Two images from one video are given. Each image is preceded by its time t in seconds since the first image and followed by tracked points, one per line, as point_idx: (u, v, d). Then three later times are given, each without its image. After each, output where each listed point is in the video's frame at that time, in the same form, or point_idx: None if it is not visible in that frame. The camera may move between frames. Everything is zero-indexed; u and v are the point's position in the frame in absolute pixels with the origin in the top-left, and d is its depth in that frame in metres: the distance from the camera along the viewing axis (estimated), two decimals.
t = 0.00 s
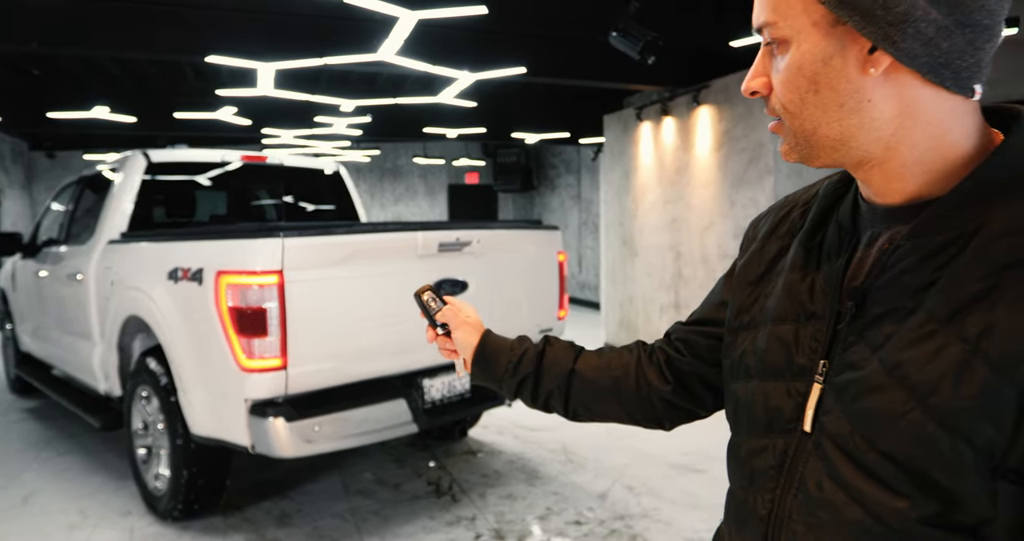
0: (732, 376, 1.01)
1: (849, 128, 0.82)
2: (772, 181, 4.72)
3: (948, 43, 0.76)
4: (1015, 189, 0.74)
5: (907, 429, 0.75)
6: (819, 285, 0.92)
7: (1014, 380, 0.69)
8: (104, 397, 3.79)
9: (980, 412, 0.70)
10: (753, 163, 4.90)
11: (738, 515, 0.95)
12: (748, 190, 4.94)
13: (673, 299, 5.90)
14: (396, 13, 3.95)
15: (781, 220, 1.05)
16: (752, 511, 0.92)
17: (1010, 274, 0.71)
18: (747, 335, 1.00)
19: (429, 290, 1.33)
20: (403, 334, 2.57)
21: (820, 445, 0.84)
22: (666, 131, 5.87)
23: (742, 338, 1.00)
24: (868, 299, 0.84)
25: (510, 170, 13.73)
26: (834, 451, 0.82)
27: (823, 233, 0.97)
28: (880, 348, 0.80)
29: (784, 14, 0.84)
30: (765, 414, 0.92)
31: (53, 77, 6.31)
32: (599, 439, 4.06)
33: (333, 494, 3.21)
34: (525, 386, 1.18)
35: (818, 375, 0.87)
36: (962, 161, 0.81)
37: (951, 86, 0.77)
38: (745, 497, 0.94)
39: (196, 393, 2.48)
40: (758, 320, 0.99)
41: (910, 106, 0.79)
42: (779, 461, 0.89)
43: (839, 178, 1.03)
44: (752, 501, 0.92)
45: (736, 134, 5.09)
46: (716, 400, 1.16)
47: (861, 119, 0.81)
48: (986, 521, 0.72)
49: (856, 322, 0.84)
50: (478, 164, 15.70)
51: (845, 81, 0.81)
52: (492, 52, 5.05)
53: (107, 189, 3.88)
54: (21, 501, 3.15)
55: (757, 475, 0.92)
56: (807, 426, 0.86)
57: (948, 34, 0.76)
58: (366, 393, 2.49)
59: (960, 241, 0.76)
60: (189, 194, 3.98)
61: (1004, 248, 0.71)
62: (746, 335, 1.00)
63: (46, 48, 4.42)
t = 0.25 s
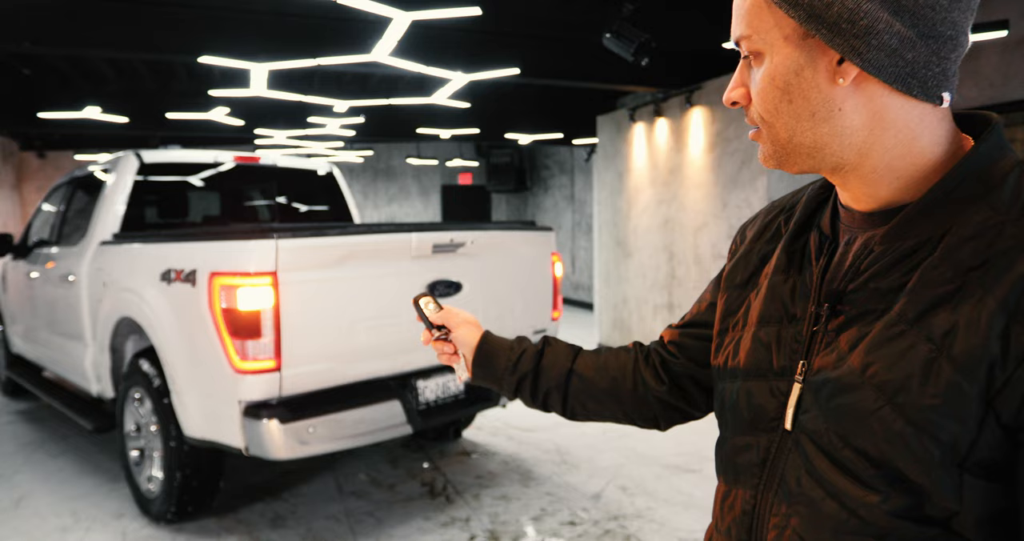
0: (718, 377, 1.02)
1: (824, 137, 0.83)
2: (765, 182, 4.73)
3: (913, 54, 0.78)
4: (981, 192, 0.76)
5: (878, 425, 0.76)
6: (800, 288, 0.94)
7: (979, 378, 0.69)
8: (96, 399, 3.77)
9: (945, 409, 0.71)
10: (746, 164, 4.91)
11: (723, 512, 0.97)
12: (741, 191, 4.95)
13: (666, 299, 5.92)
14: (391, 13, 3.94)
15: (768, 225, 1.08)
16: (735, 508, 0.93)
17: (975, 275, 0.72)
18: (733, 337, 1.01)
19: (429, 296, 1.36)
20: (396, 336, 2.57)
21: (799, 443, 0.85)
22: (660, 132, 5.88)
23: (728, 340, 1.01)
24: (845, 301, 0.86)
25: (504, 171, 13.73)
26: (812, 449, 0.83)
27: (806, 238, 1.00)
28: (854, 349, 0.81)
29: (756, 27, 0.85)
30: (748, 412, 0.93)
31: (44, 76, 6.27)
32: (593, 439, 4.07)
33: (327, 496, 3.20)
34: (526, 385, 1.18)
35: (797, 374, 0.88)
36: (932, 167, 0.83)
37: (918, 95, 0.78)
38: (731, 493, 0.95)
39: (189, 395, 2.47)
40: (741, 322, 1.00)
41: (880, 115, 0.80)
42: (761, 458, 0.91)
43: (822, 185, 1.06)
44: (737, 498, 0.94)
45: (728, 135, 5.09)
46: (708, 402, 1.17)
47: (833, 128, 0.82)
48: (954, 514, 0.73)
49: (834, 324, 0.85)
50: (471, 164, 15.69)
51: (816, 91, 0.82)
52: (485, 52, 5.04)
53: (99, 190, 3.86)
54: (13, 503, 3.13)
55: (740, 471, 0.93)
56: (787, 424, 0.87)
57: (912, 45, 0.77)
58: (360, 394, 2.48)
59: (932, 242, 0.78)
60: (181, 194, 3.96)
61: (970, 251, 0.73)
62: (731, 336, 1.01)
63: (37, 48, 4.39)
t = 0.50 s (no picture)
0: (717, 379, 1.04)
1: (818, 149, 0.84)
2: (761, 183, 4.74)
3: (901, 68, 0.79)
4: (964, 198, 0.77)
5: (863, 423, 0.78)
6: (793, 293, 0.95)
7: (956, 377, 0.71)
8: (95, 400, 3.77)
9: (925, 407, 0.72)
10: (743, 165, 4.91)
11: (721, 508, 0.98)
12: (738, 193, 4.96)
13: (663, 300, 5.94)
14: (389, 15, 3.94)
15: (766, 230, 1.09)
16: (731, 504, 0.95)
17: (953, 279, 0.73)
18: (730, 339, 1.02)
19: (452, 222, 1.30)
20: (395, 337, 2.58)
21: (791, 440, 0.86)
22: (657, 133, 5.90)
23: (726, 342, 1.02)
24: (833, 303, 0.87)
25: (501, 171, 13.73)
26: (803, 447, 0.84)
27: (800, 243, 1.01)
28: (840, 350, 0.83)
29: (751, 40, 0.86)
30: (745, 411, 0.95)
31: (41, 77, 6.25)
32: (591, 440, 4.09)
33: (326, 497, 3.21)
34: (551, 341, 1.17)
35: (790, 374, 0.89)
36: (920, 175, 0.84)
37: (906, 106, 0.80)
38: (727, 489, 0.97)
39: (188, 397, 2.48)
40: (737, 324, 1.02)
41: (869, 124, 0.82)
42: (756, 457, 0.92)
43: (818, 192, 1.07)
44: (733, 494, 0.95)
45: (725, 136, 5.10)
46: (701, 395, 1.22)
47: (825, 140, 0.83)
48: (935, 509, 0.74)
49: (823, 326, 0.87)
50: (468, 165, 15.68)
51: (809, 103, 0.83)
52: (484, 54, 5.05)
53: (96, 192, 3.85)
54: (11, 505, 3.12)
55: (736, 468, 0.95)
56: (780, 423, 0.89)
57: (900, 59, 0.79)
58: (358, 395, 2.47)
59: (914, 248, 0.79)
60: (179, 196, 3.96)
61: (949, 256, 0.74)
62: (728, 338, 1.02)
63: (35, 49, 4.37)
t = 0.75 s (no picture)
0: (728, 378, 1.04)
1: (833, 154, 0.84)
2: (763, 183, 4.74)
3: (915, 74, 0.80)
4: (973, 201, 0.78)
5: (873, 418, 0.79)
6: (804, 293, 0.95)
7: (964, 373, 0.72)
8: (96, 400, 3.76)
9: (934, 402, 0.73)
10: (744, 165, 4.91)
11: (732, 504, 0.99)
12: (739, 193, 4.97)
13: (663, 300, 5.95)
14: (391, 16, 3.95)
15: (776, 231, 1.09)
16: (742, 499, 0.95)
17: (961, 279, 0.75)
18: (742, 339, 1.03)
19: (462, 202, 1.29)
20: (398, 337, 2.58)
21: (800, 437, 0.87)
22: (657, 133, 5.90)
23: (737, 341, 1.03)
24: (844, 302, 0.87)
25: (500, 171, 13.72)
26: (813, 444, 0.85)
27: (810, 244, 1.01)
28: (849, 349, 0.83)
29: (768, 45, 0.86)
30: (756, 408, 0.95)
31: (41, 77, 6.24)
32: (593, 439, 4.09)
33: (328, 497, 3.21)
34: (560, 329, 1.19)
35: (801, 372, 0.90)
36: (928, 179, 0.85)
37: (918, 112, 0.81)
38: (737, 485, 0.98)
39: (192, 396, 2.48)
40: (748, 324, 1.02)
41: (881, 130, 0.83)
42: (767, 453, 0.92)
43: (828, 194, 1.08)
44: (744, 490, 0.95)
45: (726, 136, 5.10)
46: (704, 385, 1.24)
47: (840, 145, 0.84)
48: (943, 502, 0.75)
49: (833, 326, 0.87)
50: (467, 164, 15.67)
51: (824, 107, 0.83)
52: (485, 54, 5.05)
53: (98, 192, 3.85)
54: (13, 505, 3.12)
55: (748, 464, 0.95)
56: (790, 419, 0.89)
57: (913, 66, 0.80)
58: (361, 395, 2.46)
59: (924, 249, 0.80)
60: (181, 196, 3.95)
61: (957, 256, 0.76)
62: (740, 338, 1.03)
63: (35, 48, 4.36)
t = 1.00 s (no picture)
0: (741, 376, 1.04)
1: (849, 157, 0.84)
2: (768, 183, 4.73)
3: (928, 79, 0.80)
4: (987, 199, 0.79)
5: (895, 411, 0.79)
6: (821, 291, 0.94)
7: (982, 365, 0.73)
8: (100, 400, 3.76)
9: (954, 393, 0.74)
10: (748, 165, 4.91)
11: (751, 500, 0.98)
12: (744, 193, 4.96)
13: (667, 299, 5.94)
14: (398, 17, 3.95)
15: (789, 231, 1.09)
16: (762, 496, 0.94)
17: (978, 274, 0.75)
18: (757, 337, 1.02)
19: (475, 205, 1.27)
20: (405, 338, 2.57)
21: (824, 432, 0.86)
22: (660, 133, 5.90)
23: (752, 339, 1.02)
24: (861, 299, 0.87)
25: (502, 171, 13.70)
26: (838, 439, 0.84)
27: (825, 243, 1.01)
28: (868, 344, 0.83)
29: (786, 50, 0.85)
30: (773, 405, 0.94)
31: (44, 77, 6.23)
32: (598, 439, 4.09)
33: (333, 497, 3.21)
34: (577, 333, 1.19)
35: (820, 368, 0.90)
36: (941, 181, 0.86)
37: (933, 115, 0.81)
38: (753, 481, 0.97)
39: (199, 396, 2.47)
40: (764, 321, 1.01)
41: (898, 133, 0.82)
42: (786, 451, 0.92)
43: (840, 195, 1.07)
44: (762, 486, 0.95)
45: (730, 136, 5.08)
46: (718, 385, 1.24)
47: (857, 148, 0.83)
48: (965, 491, 0.76)
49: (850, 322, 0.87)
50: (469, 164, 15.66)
51: (842, 112, 0.82)
52: (489, 53, 5.04)
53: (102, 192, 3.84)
54: (19, 506, 3.12)
55: (768, 460, 0.94)
56: (810, 415, 0.89)
57: (928, 71, 0.80)
58: (368, 396, 2.45)
59: (939, 248, 0.80)
60: (185, 196, 3.95)
61: (974, 252, 0.76)
62: (754, 337, 1.02)
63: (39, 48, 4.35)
